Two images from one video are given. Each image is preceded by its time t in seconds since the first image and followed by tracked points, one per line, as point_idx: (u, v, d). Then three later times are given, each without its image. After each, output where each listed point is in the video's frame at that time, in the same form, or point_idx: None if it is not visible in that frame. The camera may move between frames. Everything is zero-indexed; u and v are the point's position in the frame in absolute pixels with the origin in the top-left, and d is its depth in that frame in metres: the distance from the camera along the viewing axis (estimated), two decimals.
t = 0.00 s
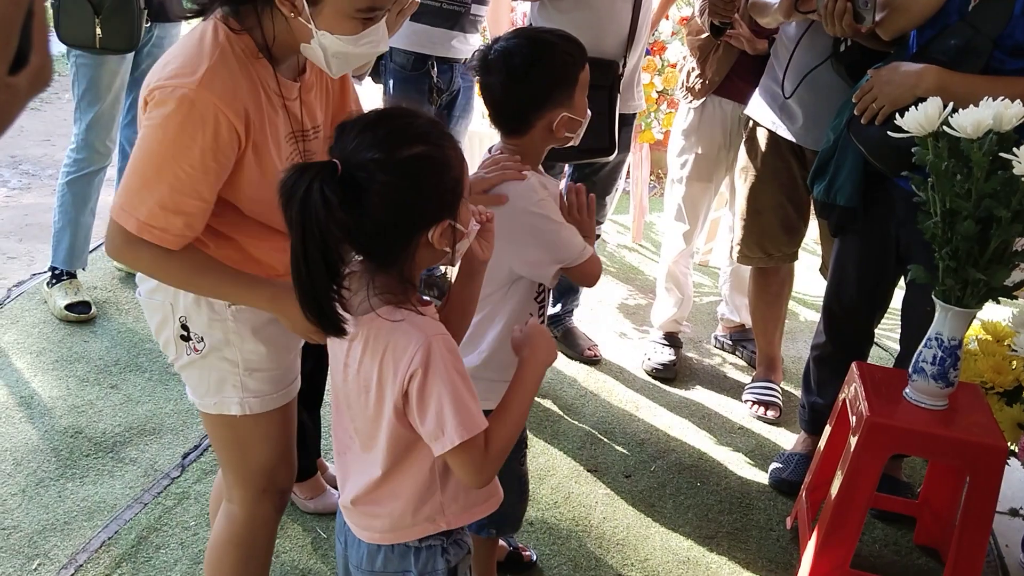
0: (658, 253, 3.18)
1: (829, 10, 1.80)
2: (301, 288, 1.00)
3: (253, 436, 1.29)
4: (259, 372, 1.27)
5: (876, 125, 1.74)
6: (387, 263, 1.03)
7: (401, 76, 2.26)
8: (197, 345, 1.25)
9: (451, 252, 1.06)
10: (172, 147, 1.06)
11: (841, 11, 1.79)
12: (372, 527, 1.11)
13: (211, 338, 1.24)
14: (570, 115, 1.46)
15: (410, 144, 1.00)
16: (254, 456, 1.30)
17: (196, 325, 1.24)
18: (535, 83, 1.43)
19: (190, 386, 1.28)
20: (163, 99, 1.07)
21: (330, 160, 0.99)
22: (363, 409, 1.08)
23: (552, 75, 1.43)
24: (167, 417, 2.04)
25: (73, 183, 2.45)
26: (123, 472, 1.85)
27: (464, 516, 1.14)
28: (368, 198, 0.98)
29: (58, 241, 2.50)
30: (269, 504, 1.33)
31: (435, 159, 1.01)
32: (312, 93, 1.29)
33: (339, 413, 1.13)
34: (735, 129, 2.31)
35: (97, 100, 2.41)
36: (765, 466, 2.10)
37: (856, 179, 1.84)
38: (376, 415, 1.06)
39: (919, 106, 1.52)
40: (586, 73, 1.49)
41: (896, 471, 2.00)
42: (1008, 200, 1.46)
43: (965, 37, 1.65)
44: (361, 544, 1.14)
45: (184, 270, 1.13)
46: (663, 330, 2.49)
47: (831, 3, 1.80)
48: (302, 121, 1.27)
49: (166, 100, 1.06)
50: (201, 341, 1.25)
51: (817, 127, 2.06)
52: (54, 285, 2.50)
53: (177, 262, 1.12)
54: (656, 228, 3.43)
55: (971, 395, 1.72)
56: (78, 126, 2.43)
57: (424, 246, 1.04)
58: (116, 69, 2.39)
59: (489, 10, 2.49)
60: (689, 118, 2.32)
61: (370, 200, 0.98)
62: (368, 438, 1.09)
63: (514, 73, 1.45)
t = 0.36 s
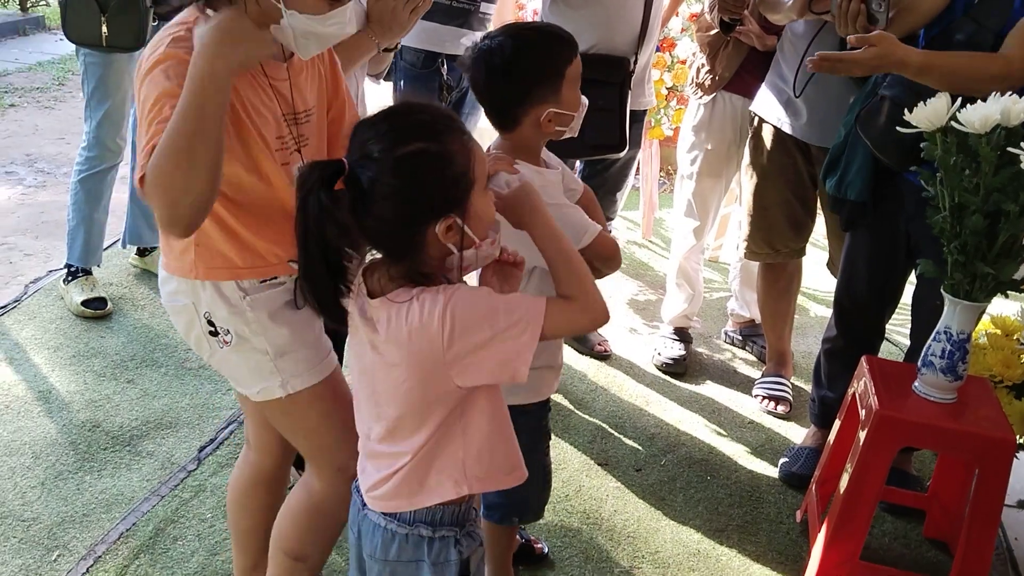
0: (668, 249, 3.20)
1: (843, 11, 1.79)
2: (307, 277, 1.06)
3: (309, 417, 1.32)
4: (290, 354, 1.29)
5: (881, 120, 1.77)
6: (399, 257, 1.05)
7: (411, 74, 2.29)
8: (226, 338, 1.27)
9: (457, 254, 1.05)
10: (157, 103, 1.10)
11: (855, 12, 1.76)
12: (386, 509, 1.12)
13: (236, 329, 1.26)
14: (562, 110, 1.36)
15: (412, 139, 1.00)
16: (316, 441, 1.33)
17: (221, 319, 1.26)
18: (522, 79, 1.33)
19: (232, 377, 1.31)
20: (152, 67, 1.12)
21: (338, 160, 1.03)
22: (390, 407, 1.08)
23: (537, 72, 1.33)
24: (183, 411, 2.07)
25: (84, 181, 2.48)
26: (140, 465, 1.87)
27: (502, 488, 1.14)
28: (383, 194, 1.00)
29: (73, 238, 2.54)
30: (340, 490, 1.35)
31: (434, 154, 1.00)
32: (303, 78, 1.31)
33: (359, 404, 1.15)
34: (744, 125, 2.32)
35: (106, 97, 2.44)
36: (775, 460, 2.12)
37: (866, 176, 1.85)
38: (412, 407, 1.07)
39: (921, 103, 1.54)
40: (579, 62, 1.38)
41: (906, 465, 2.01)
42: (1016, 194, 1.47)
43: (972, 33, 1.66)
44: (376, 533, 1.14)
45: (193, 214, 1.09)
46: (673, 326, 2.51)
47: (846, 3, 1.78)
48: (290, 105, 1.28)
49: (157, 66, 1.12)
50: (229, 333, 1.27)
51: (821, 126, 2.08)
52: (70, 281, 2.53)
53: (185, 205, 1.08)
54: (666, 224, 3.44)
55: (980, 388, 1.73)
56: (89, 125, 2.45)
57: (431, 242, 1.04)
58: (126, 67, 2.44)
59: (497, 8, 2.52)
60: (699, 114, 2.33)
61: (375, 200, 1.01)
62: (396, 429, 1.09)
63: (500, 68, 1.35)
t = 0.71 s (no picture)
0: (663, 243, 3.21)
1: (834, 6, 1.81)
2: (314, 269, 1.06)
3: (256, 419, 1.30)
4: (265, 357, 1.28)
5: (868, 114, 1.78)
6: (405, 242, 1.06)
7: (409, 68, 2.30)
8: (204, 335, 1.25)
9: (464, 237, 1.07)
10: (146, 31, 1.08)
11: (845, 8, 1.80)
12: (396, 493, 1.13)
13: (216, 327, 1.24)
14: (544, 109, 1.36)
15: (414, 122, 1.02)
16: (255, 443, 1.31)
17: (204, 315, 1.25)
18: (510, 75, 1.34)
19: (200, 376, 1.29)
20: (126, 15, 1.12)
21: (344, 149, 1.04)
22: (399, 393, 1.10)
23: (524, 70, 1.34)
24: (183, 405, 2.08)
25: (74, 179, 2.49)
26: (140, 459, 1.88)
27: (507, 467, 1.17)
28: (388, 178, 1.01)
29: (67, 237, 2.54)
30: (262, 494, 1.33)
31: (437, 135, 1.02)
32: (275, 46, 1.30)
33: (363, 390, 1.16)
34: (738, 118, 2.34)
35: (92, 95, 2.44)
36: (771, 450, 2.13)
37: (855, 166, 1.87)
38: (421, 392, 1.09)
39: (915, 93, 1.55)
40: (567, 59, 1.38)
41: (900, 453, 2.03)
42: (1008, 183, 1.49)
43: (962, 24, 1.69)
44: (378, 519, 1.15)
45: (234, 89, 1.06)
46: (669, 319, 2.52)
47: None
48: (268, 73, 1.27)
49: (135, 14, 1.11)
50: (208, 331, 1.25)
51: (813, 120, 2.10)
52: (67, 279, 2.53)
53: (229, 75, 1.04)
54: (661, 219, 3.45)
55: (973, 377, 1.75)
56: (76, 121, 2.47)
57: (438, 224, 1.06)
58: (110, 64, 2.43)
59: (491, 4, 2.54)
60: (693, 107, 2.34)
61: (382, 183, 1.02)
62: (404, 414, 1.11)
63: (490, 64, 1.36)
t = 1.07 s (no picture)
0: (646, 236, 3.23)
1: None
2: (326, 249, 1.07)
3: (207, 422, 1.26)
4: (228, 361, 1.23)
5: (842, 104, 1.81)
6: (407, 224, 1.07)
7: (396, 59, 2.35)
8: (166, 332, 1.22)
9: (462, 218, 1.09)
10: (103, 13, 1.07)
11: None
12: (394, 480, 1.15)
13: (180, 326, 1.21)
14: (541, 102, 1.37)
15: (415, 100, 1.04)
16: (204, 443, 1.28)
17: (169, 313, 1.21)
18: (506, 63, 1.36)
19: (161, 373, 1.26)
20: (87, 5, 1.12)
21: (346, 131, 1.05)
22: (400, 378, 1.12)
23: (523, 58, 1.36)
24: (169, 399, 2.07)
25: (48, 177, 2.47)
26: (128, 452, 1.88)
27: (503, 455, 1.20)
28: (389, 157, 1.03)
29: (46, 233, 2.53)
30: (208, 493, 1.30)
31: (439, 111, 1.05)
32: (251, 33, 1.27)
33: (360, 377, 1.18)
34: (720, 110, 2.36)
35: (57, 93, 2.41)
36: (756, 438, 2.16)
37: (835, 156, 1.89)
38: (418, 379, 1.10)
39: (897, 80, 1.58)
40: (567, 53, 1.40)
41: (883, 440, 2.05)
42: (988, 169, 1.51)
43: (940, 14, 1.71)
44: (377, 501, 1.17)
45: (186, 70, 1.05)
46: (653, 310, 2.54)
47: None
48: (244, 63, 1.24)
49: None
50: (171, 329, 1.21)
51: (792, 110, 2.12)
52: (50, 274, 2.52)
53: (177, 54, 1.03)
54: (643, 213, 3.47)
55: (954, 362, 1.77)
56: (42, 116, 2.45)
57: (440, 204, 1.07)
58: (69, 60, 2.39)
59: None
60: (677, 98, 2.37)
61: (392, 157, 1.03)
62: (400, 400, 1.14)
63: (488, 54, 1.37)
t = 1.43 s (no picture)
0: (619, 235, 3.23)
1: None
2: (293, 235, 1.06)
3: (178, 441, 1.23)
4: (201, 381, 1.21)
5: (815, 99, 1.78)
6: (382, 222, 1.04)
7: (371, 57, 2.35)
8: (138, 353, 1.18)
9: (449, 221, 1.06)
10: (84, 86, 0.98)
11: None
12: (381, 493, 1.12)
13: (152, 346, 1.18)
14: (567, 103, 1.34)
15: (406, 101, 1.01)
16: (172, 462, 1.24)
17: (140, 332, 1.17)
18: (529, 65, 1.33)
19: (127, 393, 1.22)
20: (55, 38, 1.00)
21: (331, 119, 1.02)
22: (383, 389, 1.09)
23: (545, 59, 1.33)
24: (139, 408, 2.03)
25: None
26: (98, 464, 1.84)
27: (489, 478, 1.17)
28: (376, 152, 1.00)
29: (7, 240, 2.47)
30: (181, 511, 1.27)
31: (430, 117, 1.01)
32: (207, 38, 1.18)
33: (345, 388, 1.15)
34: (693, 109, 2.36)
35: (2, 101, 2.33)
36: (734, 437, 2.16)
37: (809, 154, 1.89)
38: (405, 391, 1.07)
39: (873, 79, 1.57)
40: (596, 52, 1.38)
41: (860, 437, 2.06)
42: (966, 168, 1.51)
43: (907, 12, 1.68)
44: (364, 512, 1.14)
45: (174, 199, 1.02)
46: (627, 309, 2.53)
47: None
48: (205, 63, 1.17)
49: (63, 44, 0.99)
50: (143, 350, 1.18)
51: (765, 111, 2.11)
52: (13, 281, 2.47)
53: (166, 189, 1.00)
54: (615, 211, 3.47)
55: (933, 365, 1.77)
56: None
57: (420, 207, 1.04)
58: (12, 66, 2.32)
59: None
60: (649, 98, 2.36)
61: (373, 153, 0.99)
62: (383, 414, 1.11)
63: (511, 57, 1.36)
